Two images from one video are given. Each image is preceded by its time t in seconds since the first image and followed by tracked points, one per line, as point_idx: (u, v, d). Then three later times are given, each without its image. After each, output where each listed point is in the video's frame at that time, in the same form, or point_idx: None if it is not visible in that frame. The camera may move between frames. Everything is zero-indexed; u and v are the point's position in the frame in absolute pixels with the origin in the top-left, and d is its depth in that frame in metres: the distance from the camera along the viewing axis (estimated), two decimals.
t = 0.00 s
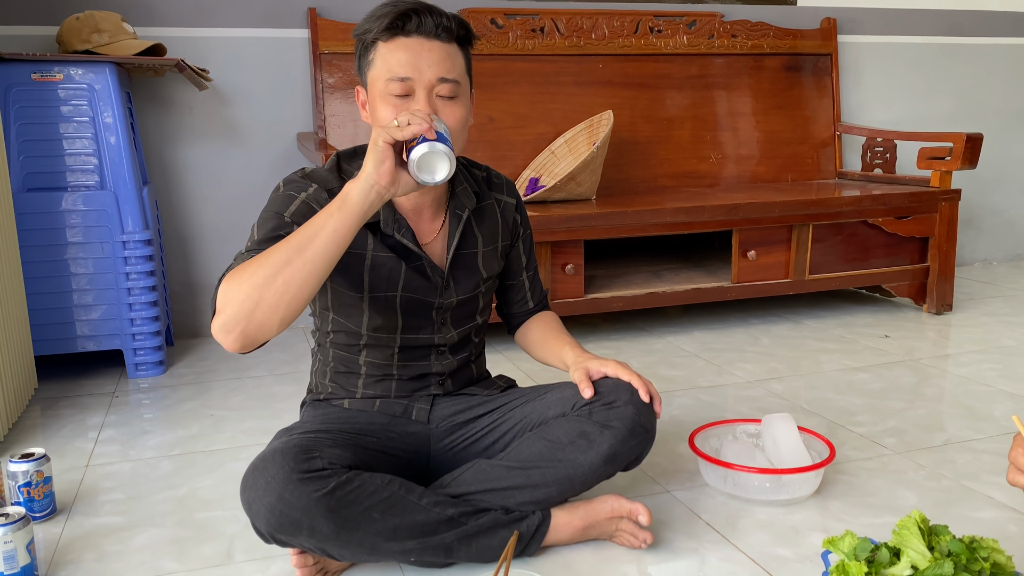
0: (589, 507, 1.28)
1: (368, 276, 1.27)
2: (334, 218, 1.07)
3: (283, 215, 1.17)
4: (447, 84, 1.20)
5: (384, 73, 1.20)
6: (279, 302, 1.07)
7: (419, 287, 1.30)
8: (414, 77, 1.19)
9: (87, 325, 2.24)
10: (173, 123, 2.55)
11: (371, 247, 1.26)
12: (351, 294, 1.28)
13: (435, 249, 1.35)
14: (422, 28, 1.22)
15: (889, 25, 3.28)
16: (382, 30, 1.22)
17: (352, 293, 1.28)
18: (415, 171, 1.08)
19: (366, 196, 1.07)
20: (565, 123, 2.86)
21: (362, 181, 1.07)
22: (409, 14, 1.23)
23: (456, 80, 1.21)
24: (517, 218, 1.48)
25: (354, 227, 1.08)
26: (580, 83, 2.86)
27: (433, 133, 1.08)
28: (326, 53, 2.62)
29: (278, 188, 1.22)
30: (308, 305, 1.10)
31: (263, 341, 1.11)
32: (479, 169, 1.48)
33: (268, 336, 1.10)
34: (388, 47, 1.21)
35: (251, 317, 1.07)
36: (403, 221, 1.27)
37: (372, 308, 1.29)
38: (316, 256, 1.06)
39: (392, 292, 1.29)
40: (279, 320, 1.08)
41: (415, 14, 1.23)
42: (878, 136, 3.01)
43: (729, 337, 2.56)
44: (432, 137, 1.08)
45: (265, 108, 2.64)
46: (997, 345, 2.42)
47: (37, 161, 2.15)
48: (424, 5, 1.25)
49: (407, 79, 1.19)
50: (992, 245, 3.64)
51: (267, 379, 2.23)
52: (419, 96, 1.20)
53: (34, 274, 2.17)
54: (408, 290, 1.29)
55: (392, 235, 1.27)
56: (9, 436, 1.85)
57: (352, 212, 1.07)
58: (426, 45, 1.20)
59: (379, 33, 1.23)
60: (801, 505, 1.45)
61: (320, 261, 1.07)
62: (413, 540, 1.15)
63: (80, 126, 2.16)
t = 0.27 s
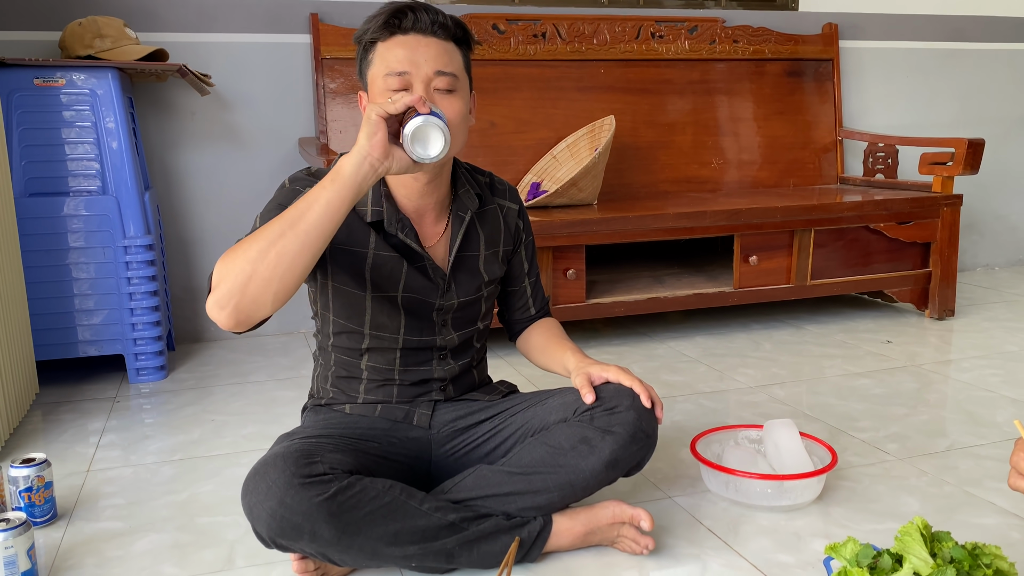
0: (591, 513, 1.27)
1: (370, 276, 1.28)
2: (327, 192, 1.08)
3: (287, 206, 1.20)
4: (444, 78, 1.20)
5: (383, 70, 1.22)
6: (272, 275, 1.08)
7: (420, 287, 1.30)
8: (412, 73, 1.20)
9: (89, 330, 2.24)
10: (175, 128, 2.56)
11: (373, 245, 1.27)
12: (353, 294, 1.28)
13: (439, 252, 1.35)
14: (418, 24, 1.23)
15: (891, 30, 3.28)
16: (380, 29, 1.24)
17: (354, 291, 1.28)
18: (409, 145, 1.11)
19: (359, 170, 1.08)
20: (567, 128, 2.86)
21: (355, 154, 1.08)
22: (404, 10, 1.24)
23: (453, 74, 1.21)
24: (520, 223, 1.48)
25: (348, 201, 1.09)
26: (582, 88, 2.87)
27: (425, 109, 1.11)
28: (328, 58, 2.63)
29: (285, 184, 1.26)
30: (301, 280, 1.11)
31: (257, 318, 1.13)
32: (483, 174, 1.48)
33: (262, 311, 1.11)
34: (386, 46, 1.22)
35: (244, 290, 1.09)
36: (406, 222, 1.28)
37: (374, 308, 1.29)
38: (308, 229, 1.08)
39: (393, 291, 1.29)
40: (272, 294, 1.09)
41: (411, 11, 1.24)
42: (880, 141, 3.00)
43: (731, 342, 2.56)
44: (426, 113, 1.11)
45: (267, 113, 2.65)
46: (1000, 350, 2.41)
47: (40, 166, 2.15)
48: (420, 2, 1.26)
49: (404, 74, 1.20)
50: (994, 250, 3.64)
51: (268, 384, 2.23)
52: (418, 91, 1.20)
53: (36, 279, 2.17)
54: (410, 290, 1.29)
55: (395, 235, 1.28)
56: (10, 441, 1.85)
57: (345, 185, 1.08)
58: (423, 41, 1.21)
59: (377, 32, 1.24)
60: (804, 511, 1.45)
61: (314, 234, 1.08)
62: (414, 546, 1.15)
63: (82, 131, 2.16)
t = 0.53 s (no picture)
0: (592, 517, 1.27)
1: (371, 275, 1.28)
2: (324, 173, 1.08)
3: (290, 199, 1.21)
4: (442, 72, 1.20)
5: (382, 68, 1.22)
6: (269, 257, 1.08)
7: (421, 287, 1.30)
8: (411, 69, 1.20)
9: (90, 333, 2.24)
10: (176, 132, 2.56)
11: (375, 244, 1.27)
12: (354, 292, 1.28)
13: (440, 253, 1.36)
14: (416, 23, 1.24)
15: (891, 34, 3.28)
16: (379, 29, 1.25)
17: (356, 289, 1.28)
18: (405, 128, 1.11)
19: (357, 152, 1.08)
20: (568, 132, 2.86)
21: (352, 136, 1.08)
22: (401, 9, 1.25)
23: (452, 68, 1.21)
24: (523, 227, 1.47)
25: (346, 182, 1.09)
26: (583, 92, 2.87)
27: (422, 93, 1.12)
28: (329, 62, 2.63)
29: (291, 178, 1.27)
30: (299, 262, 1.10)
31: (255, 302, 1.12)
32: (486, 178, 1.48)
33: (260, 294, 1.10)
34: (386, 45, 1.23)
35: (241, 273, 1.08)
36: (408, 221, 1.28)
37: (376, 306, 1.29)
38: (305, 211, 1.08)
39: (393, 291, 1.29)
40: (269, 276, 1.09)
41: (408, 10, 1.25)
42: (881, 145, 3.01)
43: (732, 347, 2.56)
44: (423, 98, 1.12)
45: (268, 117, 2.65)
46: (1001, 354, 2.41)
47: (41, 169, 2.16)
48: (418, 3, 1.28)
49: (403, 69, 1.21)
50: (995, 255, 3.64)
51: (269, 388, 2.23)
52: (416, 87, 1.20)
53: (37, 282, 2.17)
54: (411, 289, 1.30)
55: (397, 233, 1.28)
56: (10, 445, 1.85)
57: (342, 167, 1.08)
58: (421, 39, 1.22)
59: (376, 32, 1.25)
60: (805, 515, 1.44)
61: (311, 215, 1.08)
62: (415, 550, 1.15)
63: (83, 134, 2.17)
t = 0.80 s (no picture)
0: (592, 520, 1.27)
1: (372, 274, 1.28)
2: (323, 163, 1.08)
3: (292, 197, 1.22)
4: (441, 70, 1.20)
5: (381, 68, 1.23)
6: (269, 246, 1.07)
7: (421, 286, 1.30)
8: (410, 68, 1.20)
9: (91, 336, 2.24)
10: (177, 134, 2.56)
11: (376, 243, 1.27)
12: (355, 292, 1.28)
13: (441, 253, 1.36)
14: (414, 23, 1.24)
15: (892, 37, 3.28)
16: (377, 30, 1.25)
17: (357, 288, 1.28)
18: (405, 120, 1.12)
19: (356, 142, 1.08)
20: (569, 135, 2.86)
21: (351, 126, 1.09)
22: (399, 10, 1.25)
23: (451, 66, 1.22)
24: (523, 230, 1.47)
25: (346, 172, 1.09)
26: (583, 95, 2.87)
27: (421, 87, 1.14)
28: (330, 65, 2.63)
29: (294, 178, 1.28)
30: (298, 253, 1.09)
31: (254, 293, 1.10)
32: (488, 181, 1.48)
33: (259, 285, 1.09)
34: (385, 45, 1.24)
35: (240, 263, 1.07)
36: (409, 220, 1.28)
37: (377, 305, 1.29)
38: (305, 199, 1.07)
39: (394, 291, 1.29)
40: (268, 266, 1.08)
41: (406, 11, 1.25)
42: (882, 148, 3.01)
43: (732, 350, 2.56)
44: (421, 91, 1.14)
45: (269, 120, 2.65)
46: (1002, 358, 2.41)
47: (41, 172, 2.16)
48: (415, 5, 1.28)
49: (402, 68, 1.21)
50: (996, 258, 3.63)
51: (269, 391, 2.22)
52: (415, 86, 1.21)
53: (38, 285, 2.17)
54: (412, 289, 1.30)
55: (398, 233, 1.28)
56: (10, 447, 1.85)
57: (341, 157, 1.08)
58: (420, 38, 1.22)
59: (374, 34, 1.25)
60: (806, 518, 1.44)
61: (310, 204, 1.07)
62: (415, 553, 1.14)
63: (84, 137, 2.17)
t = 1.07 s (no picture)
0: (593, 522, 1.27)
1: (372, 273, 1.28)
2: (321, 154, 1.08)
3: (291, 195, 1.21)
4: (439, 68, 1.20)
5: (380, 67, 1.22)
6: (267, 238, 1.06)
7: (422, 286, 1.30)
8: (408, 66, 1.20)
9: (91, 337, 2.24)
10: (178, 135, 2.56)
11: (376, 241, 1.27)
12: (355, 291, 1.28)
13: (442, 253, 1.35)
14: (413, 23, 1.24)
15: (893, 39, 3.28)
16: (377, 30, 1.25)
17: (357, 287, 1.28)
18: (404, 114, 1.12)
19: (354, 134, 1.08)
20: (570, 136, 2.86)
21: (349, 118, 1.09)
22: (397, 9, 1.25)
23: (449, 65, 1.21)
24: (524, 230, 1.47)
25: (344, 164, 1.09)
26: (584, 96, 2.87)
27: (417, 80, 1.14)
28: (331, 66, 2.63)
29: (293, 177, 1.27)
30: (297, 244, 1.09)
31: (253, 286, 1.10)
32: (488, 181, 1.48)
33: (257, 278, 1.08)
34: (384, 45, 1.24)
35: (239, 254, 1.07)
36: (409, 219, 1.28)
37: (377, 304, 1.29)
38: (303, 190, 1.07)
39: (395, 291, 1.29)
40: (266, 257, 1.07)
41: (405, 11, 1.25)
42: (882, 150, 3.01)
43: (733, 351, 2.55)
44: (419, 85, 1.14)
45: (270, 121, 2.65)
46: (1003, 360, 2.40)
47: (42, 172, 2.16)
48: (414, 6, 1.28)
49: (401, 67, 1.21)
50: (996, 260, 3.63)
51: (269, 392, 2.22)
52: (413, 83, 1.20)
53: (37, 285, 2.17)
54: (412, 288, 1.30)
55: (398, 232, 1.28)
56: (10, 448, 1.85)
57: (339, 149, 1.08)
58: (418, 38, 1.22)
59: (374, 33, 1.25)
60: (807, 520, 1.44)
61: (308, 196, 1.07)
62: (416, 554, 1.14)
63: (85, 138, 2.17)
